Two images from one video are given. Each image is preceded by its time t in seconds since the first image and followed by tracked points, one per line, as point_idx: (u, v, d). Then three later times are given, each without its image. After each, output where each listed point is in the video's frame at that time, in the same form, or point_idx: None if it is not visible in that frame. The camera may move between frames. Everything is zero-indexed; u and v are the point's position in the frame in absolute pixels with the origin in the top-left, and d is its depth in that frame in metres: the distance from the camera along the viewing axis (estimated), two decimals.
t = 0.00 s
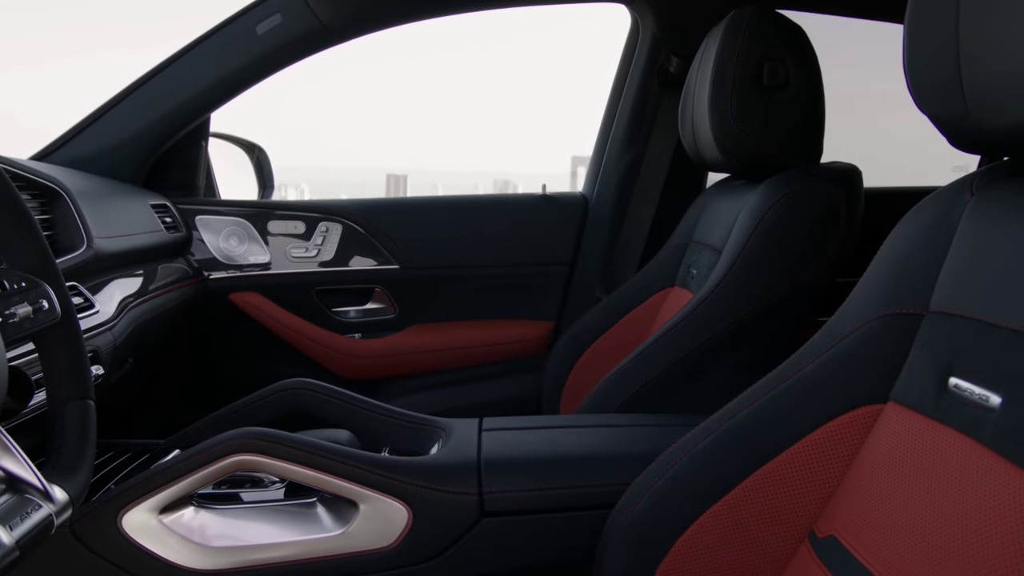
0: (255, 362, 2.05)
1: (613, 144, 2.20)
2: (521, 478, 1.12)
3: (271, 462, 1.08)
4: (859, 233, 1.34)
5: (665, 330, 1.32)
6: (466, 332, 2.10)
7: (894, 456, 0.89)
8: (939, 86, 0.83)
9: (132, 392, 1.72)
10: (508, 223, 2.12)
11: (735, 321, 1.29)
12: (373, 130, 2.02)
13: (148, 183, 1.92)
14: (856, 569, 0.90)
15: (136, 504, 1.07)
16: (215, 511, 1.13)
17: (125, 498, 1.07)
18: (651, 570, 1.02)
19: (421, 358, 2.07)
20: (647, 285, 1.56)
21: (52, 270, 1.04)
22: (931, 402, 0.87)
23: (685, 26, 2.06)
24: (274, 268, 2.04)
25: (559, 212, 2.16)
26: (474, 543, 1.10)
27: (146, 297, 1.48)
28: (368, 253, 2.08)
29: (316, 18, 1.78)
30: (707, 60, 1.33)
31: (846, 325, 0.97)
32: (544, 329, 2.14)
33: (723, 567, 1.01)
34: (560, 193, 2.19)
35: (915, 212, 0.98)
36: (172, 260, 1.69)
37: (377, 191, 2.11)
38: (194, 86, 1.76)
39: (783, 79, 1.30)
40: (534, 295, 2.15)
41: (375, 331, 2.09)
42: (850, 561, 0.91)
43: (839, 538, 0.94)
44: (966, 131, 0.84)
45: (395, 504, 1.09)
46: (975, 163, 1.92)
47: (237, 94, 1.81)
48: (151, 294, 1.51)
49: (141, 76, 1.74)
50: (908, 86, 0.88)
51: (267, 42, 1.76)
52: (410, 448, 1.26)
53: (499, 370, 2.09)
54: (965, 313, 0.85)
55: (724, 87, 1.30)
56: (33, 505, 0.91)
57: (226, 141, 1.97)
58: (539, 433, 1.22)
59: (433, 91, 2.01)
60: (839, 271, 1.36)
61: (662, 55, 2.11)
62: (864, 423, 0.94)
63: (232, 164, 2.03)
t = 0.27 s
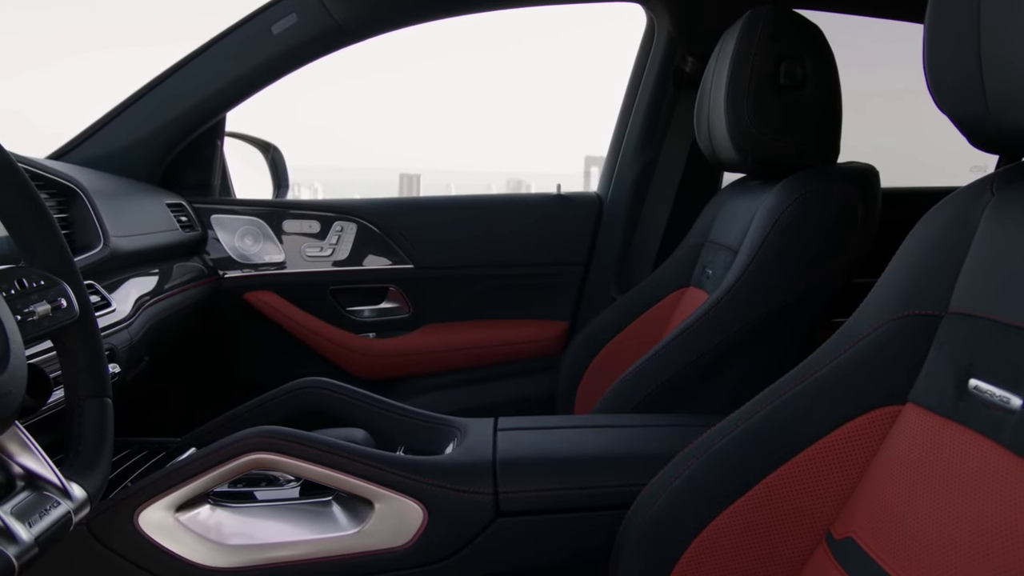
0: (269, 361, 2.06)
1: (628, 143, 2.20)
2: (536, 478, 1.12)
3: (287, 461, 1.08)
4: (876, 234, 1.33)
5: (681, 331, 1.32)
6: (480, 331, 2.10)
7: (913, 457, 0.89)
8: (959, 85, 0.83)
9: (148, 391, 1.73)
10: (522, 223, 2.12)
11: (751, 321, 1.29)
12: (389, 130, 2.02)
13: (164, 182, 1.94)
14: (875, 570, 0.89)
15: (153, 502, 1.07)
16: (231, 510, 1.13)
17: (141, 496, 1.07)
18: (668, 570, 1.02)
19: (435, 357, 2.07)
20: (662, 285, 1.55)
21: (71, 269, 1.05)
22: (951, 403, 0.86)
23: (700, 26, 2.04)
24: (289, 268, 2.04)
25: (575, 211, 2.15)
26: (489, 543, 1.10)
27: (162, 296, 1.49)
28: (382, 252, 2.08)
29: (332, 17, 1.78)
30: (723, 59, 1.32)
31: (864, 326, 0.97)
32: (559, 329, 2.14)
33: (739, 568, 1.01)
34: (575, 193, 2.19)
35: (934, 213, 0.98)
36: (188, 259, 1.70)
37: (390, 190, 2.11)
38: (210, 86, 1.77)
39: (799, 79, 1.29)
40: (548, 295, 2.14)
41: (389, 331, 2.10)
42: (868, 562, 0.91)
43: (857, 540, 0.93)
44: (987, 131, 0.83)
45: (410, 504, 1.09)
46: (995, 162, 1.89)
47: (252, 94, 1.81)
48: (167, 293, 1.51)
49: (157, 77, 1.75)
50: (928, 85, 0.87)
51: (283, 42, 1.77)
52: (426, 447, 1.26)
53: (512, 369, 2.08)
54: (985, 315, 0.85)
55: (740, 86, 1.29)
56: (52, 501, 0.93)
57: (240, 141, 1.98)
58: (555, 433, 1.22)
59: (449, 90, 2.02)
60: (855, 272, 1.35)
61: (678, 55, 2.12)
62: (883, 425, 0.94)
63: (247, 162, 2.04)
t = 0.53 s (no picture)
0: (284, 360, 2.07)
1: (644, 143, 2.19)
2: (553, 477, 1.12)
3: (304, 459, 1.09)
4: (895, 234, 1.32)
5: (698, 331, 1.32)
6: (495, 331, 2.10)
7: (934, 459, 0.88)
8: (982, 84, 0.82)
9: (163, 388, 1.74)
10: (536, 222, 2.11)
11: (768, 321, 1.28)
12: (404, 129, 2.02)
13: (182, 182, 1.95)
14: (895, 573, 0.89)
15: (170, 500, 1.08)
16: (249, 508, 1.13)
17: (159, 494, 1.08)
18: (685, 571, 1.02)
19: (451, 356, 2.07)
20: (678, 285, 1.55)
21: (91, 267, 1.06)
22: (973, 405, 0.86)
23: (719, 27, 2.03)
24: (306, 267, 2.05)
25: (591, 210, 2.15)
26: (506, 543, 1.09)
27: (179, 295, 1.49)
28: (398, 250, 2.08)
29: (348, 16, 1.78)
30: (741, 59, 1.32)
31: (884, 327, 0.96)
32: (574, 329, 2.13)
33: (759, 569, 1.00)
34: (591, 192, 2.18)
35: (955, 213, 0.97)
36: (205, 258, 1.70)
37: (404, 190, 2.12)
38: (227, 85, 1.78)
39: (818, 79, 1.28)
40: (563, 295, 2.13)
41: (404, 330, 2.10)
42: (889, 565, 0.90)
43: (877, 542, 0.93)
44: (1010, 130, 0.82)
45: (427, 503, 1.09)
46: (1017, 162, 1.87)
47: (268, 94, 1.82)
48: (183, 291, 1.51)
49: (174, 76, 1.76)
50: (950, 85, 0.87)
51: (299, 42, 1.77)
52: (442, 447, 1.26)
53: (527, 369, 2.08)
54: (1008, 315, 0.84)
55: (758, 87, 1.29)
56: (72, 498, 0.93)
57: (259, 141, 2.02)
58: (572, 433, 1.22)
59: (464, 89, 2.01)
60: (874, 273, 1.34)
61: (695, 54, 2.09)
62: (903, 426, 0.93)
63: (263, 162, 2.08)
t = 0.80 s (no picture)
0: (300, 359, 2.07)
1: (662, 141, 2.17)
2: (571, 477, 1.12)
3: (322, 458, 1.09)
4: (916, 234, 1.31)
5: (715, 331, 1.32)
6: (511, 330, 2.10)
7: (956, 462, 0.88)
8: (1006, 82, 0.81)
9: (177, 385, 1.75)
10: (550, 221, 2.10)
11: (786, 322, 1.28)
12: (419, 128, 2.02)
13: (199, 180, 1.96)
14: None
15: (189, 498, 1.09)
16: (267, 506, 1.13)
17: (178, 492, 1.09)
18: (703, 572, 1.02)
19: (469, 355, 2.07)
20: (696, 285, 1.54)
21: (112, 265, 1.07)
22: (996, 407, 0.85)
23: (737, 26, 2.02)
24: (323, 266, 2.06)
25: (608, 211, 2.13)
26: (523, 543, 1.09)
27: (197, 294, 1.50)
28: (414, 249, 2.08)
29: (366, 15, 1.80)
30: (760, 59, 1.32)
31: (906, 328, 0.95)
32: (591, 328, 2.13)
33: (778, 571, 1.00)
34: (609, 192, 2.16)
35: (979, 214, 0.96)
36: (223, 256, 1.71)
37: (418, 189, 2.12)
38: (246, 84, 1.80)
39: (838, 78, 1.28)
40: (580, 294, 2.13)
41: (420, 329, 2.10)
42: (909, 568, 0.89)
43: (898, 545, 0.92)
44: None
45: (445, 502, 1.09)
46: None
47: (288, 92, 1.84)
48: (201, 290, 1.52)
49: (192, 76, 1.79)
50: (974, 83, 0.86)
51: (317, 42, 1.79)
52: (461, 447, 1.26)
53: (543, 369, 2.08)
54: None
55: (778, 86, 1.28)
56: (93, 495, 0.94)
57: (275, 139, 2.01)
58: (590, 433, 1.21)
59: (479, 88, 2.01)
60: (895, 274, 1.32)
61: (713, 54, 2.08)
62: (925, 428, 0.92)
63: (281, 159, 2.08)
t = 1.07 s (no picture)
0: (315, 357, 2.08)
1: (679, 142, 2.16)
2: (589, 478, 1.12)
3: (339, 457, 1.09)
4: (936, 235, 1.30)
5: (733, 332, 1.31)
6: (526, 330, 2.10)
7: (978, 465, 0.87)
8: None
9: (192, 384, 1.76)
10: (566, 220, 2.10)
11: (805, 323, 1.27)
12: (437, 130, 2.04)
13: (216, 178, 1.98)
14: None
15: (207, 495, 1.09)
16: (284, 504, 1.14)
17: (197, 489, 1.09)
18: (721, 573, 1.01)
19: (485, 354, 2.07)
20: (713, 286, 1.54)
21: (132, 264, 1.07)
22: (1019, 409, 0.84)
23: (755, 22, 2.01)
24: (340, 265, 2.06)
25: (624, 210, 2.12)
26: (540, 543, 1.09)
27: (215, 292, 1.50)
28: (429, 248, 2.08)
29: (384, 15, 1.80)
30: (779, 59, 1.31)
31: (927, 329, 0.95)
32: (607, 329, 2.12)
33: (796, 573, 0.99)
34: (626, 192, 2.15)
35: (1002, 214, 0.95)
36: (240, 255, 1.71)
37: (433, 189, 2.12)
38: (264, 85, 1.81)
39: (857, 78, 1.27)
40: (596, 295, 2.12)
41: (436, 329, 2.10)
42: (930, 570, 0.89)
43: (919, 548, 0.91)
44: None
45: (462, 502, 1.09)
46: None
47: (306, 91, 1.85)
48: (218, 289, 1.52)
49: (210, 77, 1.80)
50: (997, 81, 0.85)
51: (334, 42, 1.80)
52: (478, 446, 1.26)
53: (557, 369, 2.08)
54: None
55: (796, 86, 1.28)
56: (113, 493, 0.94)
57: (294, 139, 2.04)
58: (607, 433, 1.20)
59: (494, 87, 2.02)
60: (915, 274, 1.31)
61: (731, 54, 2.07)
62: (946, 431, 0.92)
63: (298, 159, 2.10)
